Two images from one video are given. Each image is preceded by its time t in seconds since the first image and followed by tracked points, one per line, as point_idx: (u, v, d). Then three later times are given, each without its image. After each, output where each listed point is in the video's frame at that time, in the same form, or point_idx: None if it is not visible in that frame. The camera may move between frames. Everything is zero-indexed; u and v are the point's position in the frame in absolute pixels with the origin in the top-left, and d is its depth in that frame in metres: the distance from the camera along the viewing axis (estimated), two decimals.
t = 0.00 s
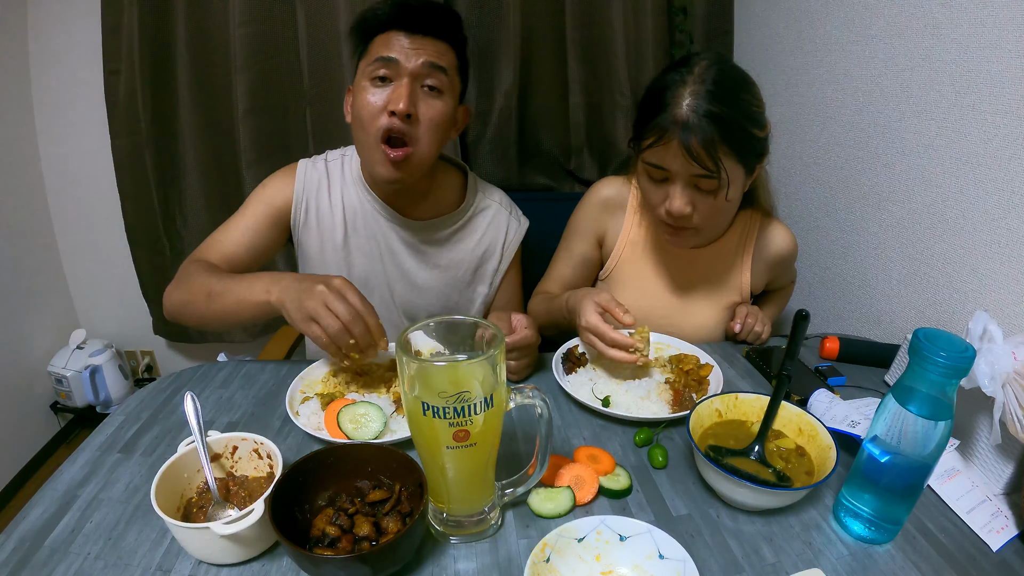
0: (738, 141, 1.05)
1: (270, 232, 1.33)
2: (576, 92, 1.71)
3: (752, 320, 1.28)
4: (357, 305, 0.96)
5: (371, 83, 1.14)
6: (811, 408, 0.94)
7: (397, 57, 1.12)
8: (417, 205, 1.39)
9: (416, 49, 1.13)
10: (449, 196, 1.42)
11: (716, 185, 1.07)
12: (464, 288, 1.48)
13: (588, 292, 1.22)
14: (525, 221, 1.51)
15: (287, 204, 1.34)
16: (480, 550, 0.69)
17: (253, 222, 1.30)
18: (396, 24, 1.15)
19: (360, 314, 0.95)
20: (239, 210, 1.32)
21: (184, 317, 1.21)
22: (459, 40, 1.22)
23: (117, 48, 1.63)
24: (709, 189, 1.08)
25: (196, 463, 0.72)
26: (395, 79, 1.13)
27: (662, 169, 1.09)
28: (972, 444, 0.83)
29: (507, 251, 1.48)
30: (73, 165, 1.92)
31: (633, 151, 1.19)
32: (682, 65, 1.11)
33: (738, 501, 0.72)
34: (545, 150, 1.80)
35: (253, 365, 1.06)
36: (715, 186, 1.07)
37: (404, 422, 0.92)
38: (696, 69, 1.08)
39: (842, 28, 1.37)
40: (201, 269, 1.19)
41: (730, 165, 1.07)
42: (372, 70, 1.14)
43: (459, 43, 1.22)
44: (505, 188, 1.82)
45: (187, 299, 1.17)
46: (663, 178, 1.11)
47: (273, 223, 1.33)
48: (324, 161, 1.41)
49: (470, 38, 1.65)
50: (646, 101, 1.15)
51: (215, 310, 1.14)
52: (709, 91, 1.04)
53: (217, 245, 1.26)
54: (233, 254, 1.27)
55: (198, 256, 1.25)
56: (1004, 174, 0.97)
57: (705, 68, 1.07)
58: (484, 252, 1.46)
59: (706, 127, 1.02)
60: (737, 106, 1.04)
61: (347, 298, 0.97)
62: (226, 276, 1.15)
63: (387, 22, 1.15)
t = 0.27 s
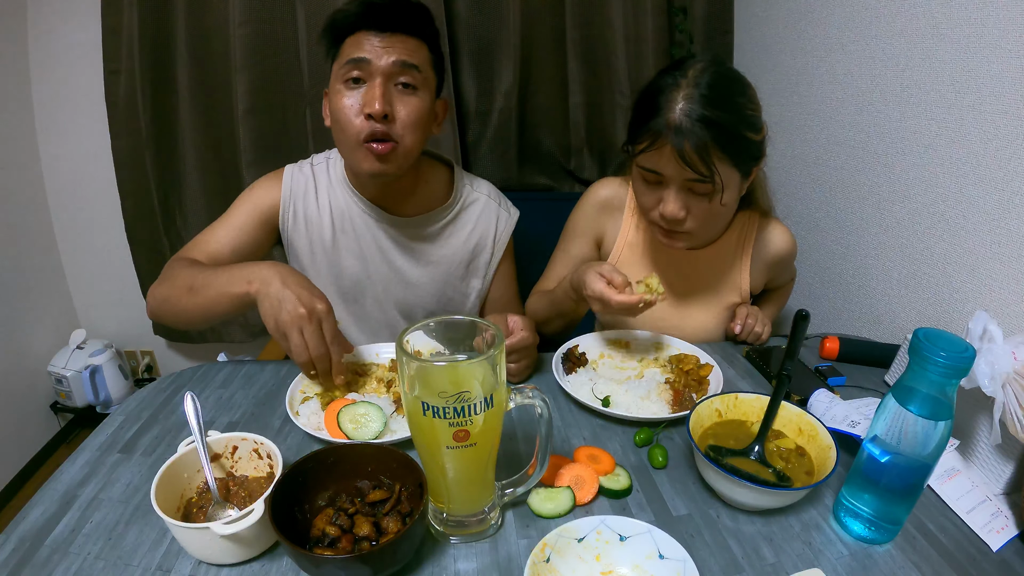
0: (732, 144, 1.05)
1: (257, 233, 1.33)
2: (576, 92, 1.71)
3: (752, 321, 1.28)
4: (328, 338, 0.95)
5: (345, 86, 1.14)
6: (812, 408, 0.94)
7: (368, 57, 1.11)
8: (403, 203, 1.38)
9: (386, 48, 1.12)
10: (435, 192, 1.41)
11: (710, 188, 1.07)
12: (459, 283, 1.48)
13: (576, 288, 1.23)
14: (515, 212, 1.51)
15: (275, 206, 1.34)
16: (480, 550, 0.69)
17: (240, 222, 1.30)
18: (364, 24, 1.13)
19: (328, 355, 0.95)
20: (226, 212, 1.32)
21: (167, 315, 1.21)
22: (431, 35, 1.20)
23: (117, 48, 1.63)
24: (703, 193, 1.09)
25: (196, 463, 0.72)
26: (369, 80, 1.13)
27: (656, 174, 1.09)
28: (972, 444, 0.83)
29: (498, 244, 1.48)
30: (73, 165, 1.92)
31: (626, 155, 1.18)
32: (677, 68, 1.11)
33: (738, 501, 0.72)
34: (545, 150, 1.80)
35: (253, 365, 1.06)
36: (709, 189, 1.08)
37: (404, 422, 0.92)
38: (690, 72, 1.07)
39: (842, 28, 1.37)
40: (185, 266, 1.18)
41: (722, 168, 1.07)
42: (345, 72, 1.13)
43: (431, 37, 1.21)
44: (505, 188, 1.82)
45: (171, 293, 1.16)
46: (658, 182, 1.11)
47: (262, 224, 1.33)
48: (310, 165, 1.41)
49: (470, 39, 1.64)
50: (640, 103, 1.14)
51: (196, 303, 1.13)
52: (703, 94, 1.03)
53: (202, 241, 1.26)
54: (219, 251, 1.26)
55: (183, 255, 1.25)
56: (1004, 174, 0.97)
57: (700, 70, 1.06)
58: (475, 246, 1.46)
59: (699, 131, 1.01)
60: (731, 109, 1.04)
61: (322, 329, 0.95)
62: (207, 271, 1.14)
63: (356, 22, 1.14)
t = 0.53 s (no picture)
0: (728, 143, 1.05)
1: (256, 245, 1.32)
2: (576, 92, 1.71)
3: (752, 321, 1.28)
4: (354, 350, 1.00)
5: (333, 88, 1.14)
6: (812, 408, 0.94)
7: (355, 58, 1.11)
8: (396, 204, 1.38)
9: (373, 48, 1.12)
10: (427, 191, 1.41)
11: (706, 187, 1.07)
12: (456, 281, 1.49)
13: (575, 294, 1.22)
14: (509, 208, 1.51)
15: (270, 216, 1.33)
16: (480, 550, 0.69)
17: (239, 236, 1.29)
18: (349, 24, 1.13)
19: (356, 363, 1.00)
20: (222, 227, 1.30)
21: (178, 341, 1.19)
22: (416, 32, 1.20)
23: (117, 48, 1.63)
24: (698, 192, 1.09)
25: (196, 463, 0.72)
26: (357, 81, 1.13)
27: (650, 173, 1.09)
28: (972, 444, 0.83)
29: (494, 241, 1.48)
30: (73, 165, 1.92)
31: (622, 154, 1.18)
32: (673, 68, 1.11)
33: (738, 501, 0.72)
34: (545, 150, 1.80)
35: (252, 365, 1.05)
36: (705, 189, 1.07)
37: (404, 422, 0.92)
38: (686, 73, 1.07)
39: (842, 29, 1.37)
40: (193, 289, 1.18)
41: (719, 167, 1.07)
42: (333, 74, 1.14)
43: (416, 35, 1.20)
44: (505, 188, 1.82)
45: (184, 318, 1.15)
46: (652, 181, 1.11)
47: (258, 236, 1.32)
48: (301, 170, 1.40)
49: (470, 39, 1.64)
50: (635, 103, 1.14)
51: (215, 327, 1.13)
52: (699, 93, 1.03)
53: (204, 259, 1.25)
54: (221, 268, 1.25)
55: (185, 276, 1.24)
56: (1004, 174, 0.97)
57: (696, 71, 1.06)
58: (472, 243, 1.46)
59: (694, 129, 1.02)
60: (727, 109, 1.04)
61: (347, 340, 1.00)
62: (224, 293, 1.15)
63: (341, 22, 1.13)
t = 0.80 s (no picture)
0: (724, 143, 1.05)
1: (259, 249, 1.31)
2: (576, 92, 1.70)
3: (752, 321, 1.28)
4: (361, 348, 0.99)
5: (339, 89, 1.14)
6: (812, 408, 0.94)
7: (361, 60, 1.11)
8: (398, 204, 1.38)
9: (379, 50, 1.11)
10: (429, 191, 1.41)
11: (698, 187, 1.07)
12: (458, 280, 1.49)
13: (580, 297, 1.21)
14: (509, 208, 1.52)
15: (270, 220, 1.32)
16: (480, 550, 0.69)
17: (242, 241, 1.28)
18: (354, 25, 1.12)
19: (364, 361, 0.98)
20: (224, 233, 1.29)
21: (185, 350, 1.19)
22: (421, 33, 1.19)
23: (116, 48, 1.63)
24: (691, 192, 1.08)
25: (196, 463, 0.72)
26: (363, 82, 1.13)
27: (645, 172, 1.09)
28: (972, 444, 0.83)
29: (494, 240, 1.49)
30: (73, 165, 1.92)
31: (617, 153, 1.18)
32: (672, 68, 1.12)
33: (738, 501, 0.72)
34: (545, 150, 1.80)
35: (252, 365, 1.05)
36: (698, 189, 1.07)
37: (404, 422, 0.92)
38: (683, 73, 1.07)
39: (842, 29, 1.37)
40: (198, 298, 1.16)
41: (713, 168, 1.07)
42: (338, 75, 1.14)
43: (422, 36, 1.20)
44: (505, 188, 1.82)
45: (190, 329, 1.14)
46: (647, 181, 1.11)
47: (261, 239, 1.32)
48: (299, 171, 1.39)
49: (470, 39, 1.64)
50: (632, 104, 1.14)
51: (219, 336, 1.12)
52: (696, 92, 1.03)
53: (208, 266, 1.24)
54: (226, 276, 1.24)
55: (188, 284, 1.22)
56: (1004, 174, 0.97)
57: (694, 72, 1.06)
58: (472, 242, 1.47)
59: (689, 127, 1.02)
60: (724, 109, 1.04)
61: (352, 339, 0.99)
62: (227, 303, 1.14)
63: (346, 24, 1.12)
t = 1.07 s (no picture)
0: (722, 151, 1.05)
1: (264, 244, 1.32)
2: (576, 92, 1.70)
3: (752, 321, 1.28)
4: (348, 330, 0.99)
5: (362, 87, 1.15)
6: (812, 408, 0.94)
7: (386, 60, 1.11)
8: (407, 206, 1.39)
9: (404, 52, 1.12)
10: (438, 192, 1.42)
11: (697, 195, 1.07)
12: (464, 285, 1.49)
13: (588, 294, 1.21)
14: (518, 211, 1.52)
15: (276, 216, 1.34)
16: (480, 550, 0.69)
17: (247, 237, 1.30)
18: (381, 24, 1.12)
19: (353, 342, 0.99)
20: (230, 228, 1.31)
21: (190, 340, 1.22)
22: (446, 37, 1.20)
23: (116, 47, 1.63)
24: (689, 200, 1.08)
25: (196, 463, 0.72)
26: (387, 83, 1.13)
27: (645, 178, 1.09)
28: (971, 444, 0.83)
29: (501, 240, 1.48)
30: (73, 165, 1.92)
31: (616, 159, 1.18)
32: (669, 73, 1.12)
33: (738, 501, 0.72)
34: (545, 150, 1.80)
35: (253, 365, 1.06)
36: (697, 196, 1.07)
37: (404, 421, 0.92)
38: (682, 77, 1.07)
39: (842, 29, 1.37)
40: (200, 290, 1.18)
41: (711, 175, 1.06)
42: (363, 74, 1.14)
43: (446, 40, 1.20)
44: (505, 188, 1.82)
45: (190, 321, 1.17)
46: (647, 187, 1.11)
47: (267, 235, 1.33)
48: (310, 166, 1.41)
49: (469, 38, 1.64)
50: (632, 108, 1.14)
51: (216, 330, 1.15)
52: (695, 100, 1.03)
53: (212, 260, 1.26)
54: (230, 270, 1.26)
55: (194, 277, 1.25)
56: (1004, 174, 0.97)
57: (693, 76, 1.06)
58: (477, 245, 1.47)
59: (687, 137, 1.02)
60: (724, 116, 1.04)
61: (339, 323, 1.00)
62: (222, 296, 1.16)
63: (371, 23, 1.13)
